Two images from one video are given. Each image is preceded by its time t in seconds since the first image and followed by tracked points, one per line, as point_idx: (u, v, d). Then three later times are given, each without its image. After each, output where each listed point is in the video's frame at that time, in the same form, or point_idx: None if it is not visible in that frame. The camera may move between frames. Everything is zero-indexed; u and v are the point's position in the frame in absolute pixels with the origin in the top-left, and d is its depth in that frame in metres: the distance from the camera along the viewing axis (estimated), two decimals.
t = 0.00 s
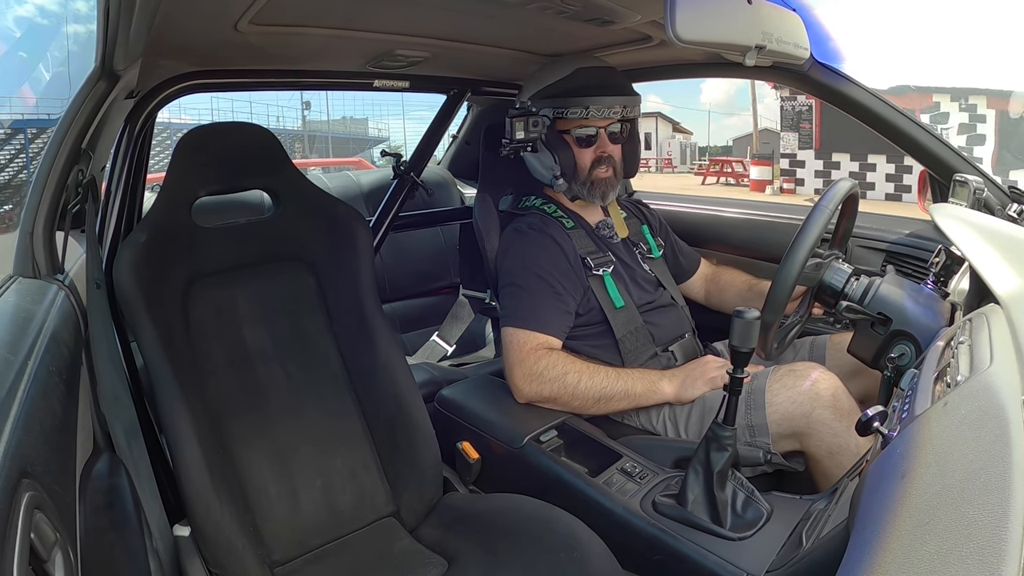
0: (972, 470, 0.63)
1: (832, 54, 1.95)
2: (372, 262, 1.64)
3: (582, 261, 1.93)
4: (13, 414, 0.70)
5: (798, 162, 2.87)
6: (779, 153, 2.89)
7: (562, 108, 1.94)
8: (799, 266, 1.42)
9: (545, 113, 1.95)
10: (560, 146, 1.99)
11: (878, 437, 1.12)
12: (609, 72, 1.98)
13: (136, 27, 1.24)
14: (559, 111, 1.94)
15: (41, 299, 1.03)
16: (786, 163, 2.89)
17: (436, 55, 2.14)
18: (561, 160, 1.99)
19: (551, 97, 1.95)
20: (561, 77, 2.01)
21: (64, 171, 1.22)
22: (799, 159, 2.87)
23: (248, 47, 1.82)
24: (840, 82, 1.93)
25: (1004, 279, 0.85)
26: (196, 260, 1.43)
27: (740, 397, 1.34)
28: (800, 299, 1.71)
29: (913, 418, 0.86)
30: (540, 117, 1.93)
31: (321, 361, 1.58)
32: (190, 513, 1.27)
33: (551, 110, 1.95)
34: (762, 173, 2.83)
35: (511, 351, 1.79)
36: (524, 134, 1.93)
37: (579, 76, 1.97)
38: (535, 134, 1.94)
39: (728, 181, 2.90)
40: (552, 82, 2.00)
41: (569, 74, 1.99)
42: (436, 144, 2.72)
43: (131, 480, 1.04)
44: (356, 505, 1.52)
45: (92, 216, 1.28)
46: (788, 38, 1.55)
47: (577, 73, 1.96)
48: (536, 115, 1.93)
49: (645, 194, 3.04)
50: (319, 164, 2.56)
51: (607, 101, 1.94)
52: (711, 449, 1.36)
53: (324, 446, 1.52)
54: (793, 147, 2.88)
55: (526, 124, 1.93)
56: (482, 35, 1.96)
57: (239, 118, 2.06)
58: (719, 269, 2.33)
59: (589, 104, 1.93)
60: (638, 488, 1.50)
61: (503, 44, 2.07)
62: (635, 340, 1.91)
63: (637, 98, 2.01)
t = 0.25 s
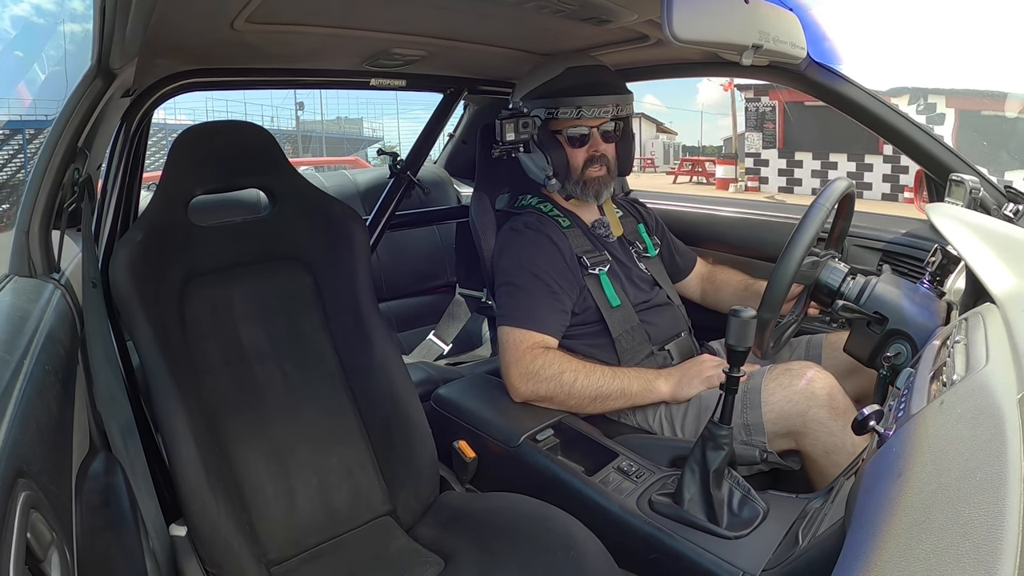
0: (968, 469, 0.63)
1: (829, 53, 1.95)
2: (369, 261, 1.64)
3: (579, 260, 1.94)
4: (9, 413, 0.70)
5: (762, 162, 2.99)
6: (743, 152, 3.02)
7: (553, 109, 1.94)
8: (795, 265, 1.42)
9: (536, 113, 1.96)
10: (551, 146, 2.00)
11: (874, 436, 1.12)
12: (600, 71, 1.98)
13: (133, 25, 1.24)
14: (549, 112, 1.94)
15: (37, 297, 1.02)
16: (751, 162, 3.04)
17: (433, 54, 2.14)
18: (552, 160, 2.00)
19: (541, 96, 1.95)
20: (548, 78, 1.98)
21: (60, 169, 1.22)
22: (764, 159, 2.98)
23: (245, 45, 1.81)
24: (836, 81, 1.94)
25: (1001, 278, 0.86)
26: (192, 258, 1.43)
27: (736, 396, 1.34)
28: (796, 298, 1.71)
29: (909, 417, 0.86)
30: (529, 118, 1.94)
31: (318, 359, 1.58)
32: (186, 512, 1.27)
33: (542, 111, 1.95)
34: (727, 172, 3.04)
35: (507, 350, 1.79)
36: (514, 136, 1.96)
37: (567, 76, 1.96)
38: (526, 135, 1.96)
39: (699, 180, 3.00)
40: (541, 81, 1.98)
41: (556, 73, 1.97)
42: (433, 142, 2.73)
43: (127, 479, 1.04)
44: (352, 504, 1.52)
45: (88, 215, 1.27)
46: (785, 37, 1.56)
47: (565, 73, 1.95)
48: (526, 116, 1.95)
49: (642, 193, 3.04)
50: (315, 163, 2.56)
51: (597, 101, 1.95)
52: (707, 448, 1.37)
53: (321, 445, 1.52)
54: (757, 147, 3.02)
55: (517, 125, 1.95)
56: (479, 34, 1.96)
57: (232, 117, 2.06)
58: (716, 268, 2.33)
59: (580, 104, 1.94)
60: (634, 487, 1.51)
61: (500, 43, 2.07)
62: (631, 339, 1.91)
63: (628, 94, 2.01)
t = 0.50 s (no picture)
0: (963, 469, 0.64)
1: (826, 53, 1.95)
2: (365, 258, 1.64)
3: (575, 259, 1.94)
4: (5, 411, 0.70)
5: (729, 160, 2.99)
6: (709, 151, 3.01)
7: (566, 105, 1.93)
8: (792, 265, 1.43)
9: (552, 109, 1.93)
10: (564, 143, 1.97)
11: (869, 436, 1.12)
12: (606, 70, 1.99)
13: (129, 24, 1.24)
14: (563, 108, 1.93)
15: (32, 295, 1.02)
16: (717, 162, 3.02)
17: (430, 53, 2.14)
18: (565, 157, 1.97)
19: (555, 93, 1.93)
20: (559, 74, 1.96)
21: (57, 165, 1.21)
22: (728, 157, 2.97)
23: (242, 43, 1.81)
24: (832, 81, 1.94)
25: (996, 278, 0.86)
26: (187, 256, 1.43)
27: (732, 395, 1.34)
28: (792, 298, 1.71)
29: (905, 416, 0.86)
30: (549, 114, 1.91)
31: (314, 358, 1.57)
32: (182, 511, 1.27)
33: (554, 107, 1.93)
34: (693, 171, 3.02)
35: (504, 349, 1.79)
36: (536, 132, 1.91)
37: (577, 74, 1.96)
38: (547, 132, 1.92)
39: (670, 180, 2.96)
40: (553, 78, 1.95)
41: (568, 70, 1.97)
42: (430, 140, 2.71)
43: (123, 478, 1.04)
44: (348, 503, 1.51)
45: (83, 213, 1.27)
46: (782, 38, 1.56)
47: (575, 71, 1.95)
48: (546, 112, 1.91)
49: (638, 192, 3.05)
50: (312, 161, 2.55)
51: (606, 98, 1.95)
52: (703, 448, 1.36)
53: (317, 443, 1.52)
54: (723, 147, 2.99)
55: (538, 121, 1.90)
56: (476, 33, 1.96)
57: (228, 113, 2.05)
58: (712, 268, 2.33)
59: (587, 102, 1.94)
60: (631, 486, 1.51)
61: (497, 42, 2.07)
62: (627, 338, 1.92)
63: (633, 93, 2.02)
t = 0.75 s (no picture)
0: (960, 469, 0.64)
1: (823, 54, 1.96)
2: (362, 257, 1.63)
3: (572, 259, 1.94)
4: (2, 411, 0.70)
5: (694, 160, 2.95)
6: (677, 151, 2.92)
7: (578, 106, 1.92)
8: (788, 265, 1.43)
9: (562, 109, 1.93)
10: (572, 144, 1.96)
11: (866, 436, 1.13)
12: (611, 72, 1.99)
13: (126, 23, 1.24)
14: (573, 109, 1.92)
15: (29, 295, 1.01)
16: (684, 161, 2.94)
17: (428, 52, 2.14)
18: (571, 157, 1.97)
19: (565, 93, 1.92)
20: (569, 75, 1.96)
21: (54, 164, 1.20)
22: (696, 157, 2.92)
23: (239, 42, 1.80)
24: (829, 82, 1.94)
25: (993, 279, 0.87)
26: (183, 255, 1.42)
27: (729, 395, 1.34)
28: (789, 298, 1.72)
29: (902, 416, 0.86)
30: (562, 113, 1.92)
31: (311, 358, 1.57)
32: (179, 510, 1.26)
33: (565, 108, 1.93)
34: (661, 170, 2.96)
35: (501, 348, 1.79)
36: (550, 130, 1.93)
37: (584, 76, 1.96)
38: (559, 131, 1.93)
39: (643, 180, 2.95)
40: (563, 78, 1.95)
41: (577, 72, 1.97)
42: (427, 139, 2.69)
43: (120, 478, 1.04)
44: (345, 503, 1.51)
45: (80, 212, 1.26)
46: (779, 38, 1.56)
47: (583, 74, 1.96)
48: (559, 111, 1.92)
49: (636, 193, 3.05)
50: (308, 161, 2.55)
51: (614, 101, 1.95)
52: (700, 447, 1.36)
53: (314, 443, 1.52)
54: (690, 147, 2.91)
55: (552, 119, 1.92)
56: (473, 33, 1.96)
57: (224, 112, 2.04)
58: (709, 268, 2.33)
59: (594, 103, 1.93)
60: (627, 485, 1.51)
61: (495, 42, 2.07)
62: (624, 338, 1.92)
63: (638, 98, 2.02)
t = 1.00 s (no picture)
0: (958, 468, 0.64)
1: (820, 54, 1.96)
2: (359, 260, 1.61)
3: (570, 258, 1.94)
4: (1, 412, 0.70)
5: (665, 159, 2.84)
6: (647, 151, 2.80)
7: (578, 104, 1.92)
8: (786, 265, 1.43)
9: (563, 108, 1.94)
10: (571, 142, 1.96)
11: (864, 435, 1.13)
12: (613, 73, 1.99)
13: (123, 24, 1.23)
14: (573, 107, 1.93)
15: (26, 295, 1.01)
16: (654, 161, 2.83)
17: (425, 52, 2.13)
18: (570, 155, 1.96)
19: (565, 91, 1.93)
20: (569, 74, 1.97)
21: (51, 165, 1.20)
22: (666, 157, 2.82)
23: (236, 42, 1.80)
24: (827, 82, 1.95)
25: (990, 278, 0.87)
26: (181, 255, 1.42)
27: (726, 395, 1.34)
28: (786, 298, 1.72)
29: (899, 415, 0.86)
30: (563, 111, 1.93)
31: (308, 359, 1.57)
32: (176, 511, 1.25)
33: (564, 107, 1.93)
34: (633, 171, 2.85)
35: (499, 348, 1.79)
36: (550, 128, 1.93)
37: (583, 75, 1.97)
38: (559, 129, 1.94)
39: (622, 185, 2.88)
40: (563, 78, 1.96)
41: (577, 71, 1.98)
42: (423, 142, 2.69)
43: (118, 478, 1.03)
44: (343, 503, 1.51)
45: (78, 212, 1.26)
46: (776, 38, 1.56)
47: (582, 73, 1.96)
48: (559, 109, 1.93)
49: (633, 192, 3.05)
50: (305, 161, 2.54)
51: (614, 100, 1.95)
52: (697, 447, 1.36)
53: (312, 444, 1.52)
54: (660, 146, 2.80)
55: (552, 117, 1.93)
56: (470, 33, 1.96)
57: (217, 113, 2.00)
58: (706, 268, 2.33)
59: (593, 101, 1.93)
60: (625, 485, 1.51)
61: (492, 42, 2.07)
62: (622, 338, 1.92)
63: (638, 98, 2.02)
